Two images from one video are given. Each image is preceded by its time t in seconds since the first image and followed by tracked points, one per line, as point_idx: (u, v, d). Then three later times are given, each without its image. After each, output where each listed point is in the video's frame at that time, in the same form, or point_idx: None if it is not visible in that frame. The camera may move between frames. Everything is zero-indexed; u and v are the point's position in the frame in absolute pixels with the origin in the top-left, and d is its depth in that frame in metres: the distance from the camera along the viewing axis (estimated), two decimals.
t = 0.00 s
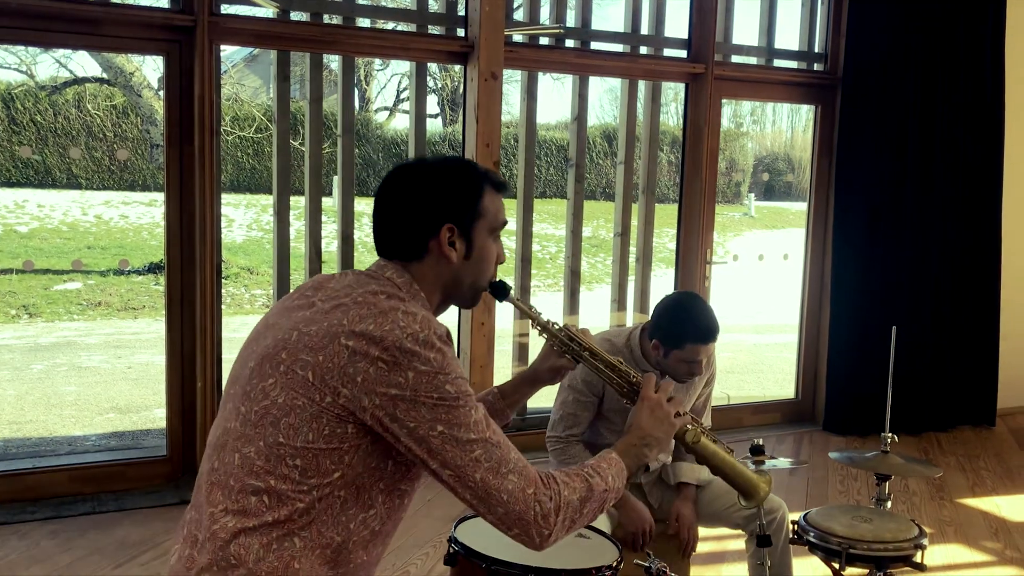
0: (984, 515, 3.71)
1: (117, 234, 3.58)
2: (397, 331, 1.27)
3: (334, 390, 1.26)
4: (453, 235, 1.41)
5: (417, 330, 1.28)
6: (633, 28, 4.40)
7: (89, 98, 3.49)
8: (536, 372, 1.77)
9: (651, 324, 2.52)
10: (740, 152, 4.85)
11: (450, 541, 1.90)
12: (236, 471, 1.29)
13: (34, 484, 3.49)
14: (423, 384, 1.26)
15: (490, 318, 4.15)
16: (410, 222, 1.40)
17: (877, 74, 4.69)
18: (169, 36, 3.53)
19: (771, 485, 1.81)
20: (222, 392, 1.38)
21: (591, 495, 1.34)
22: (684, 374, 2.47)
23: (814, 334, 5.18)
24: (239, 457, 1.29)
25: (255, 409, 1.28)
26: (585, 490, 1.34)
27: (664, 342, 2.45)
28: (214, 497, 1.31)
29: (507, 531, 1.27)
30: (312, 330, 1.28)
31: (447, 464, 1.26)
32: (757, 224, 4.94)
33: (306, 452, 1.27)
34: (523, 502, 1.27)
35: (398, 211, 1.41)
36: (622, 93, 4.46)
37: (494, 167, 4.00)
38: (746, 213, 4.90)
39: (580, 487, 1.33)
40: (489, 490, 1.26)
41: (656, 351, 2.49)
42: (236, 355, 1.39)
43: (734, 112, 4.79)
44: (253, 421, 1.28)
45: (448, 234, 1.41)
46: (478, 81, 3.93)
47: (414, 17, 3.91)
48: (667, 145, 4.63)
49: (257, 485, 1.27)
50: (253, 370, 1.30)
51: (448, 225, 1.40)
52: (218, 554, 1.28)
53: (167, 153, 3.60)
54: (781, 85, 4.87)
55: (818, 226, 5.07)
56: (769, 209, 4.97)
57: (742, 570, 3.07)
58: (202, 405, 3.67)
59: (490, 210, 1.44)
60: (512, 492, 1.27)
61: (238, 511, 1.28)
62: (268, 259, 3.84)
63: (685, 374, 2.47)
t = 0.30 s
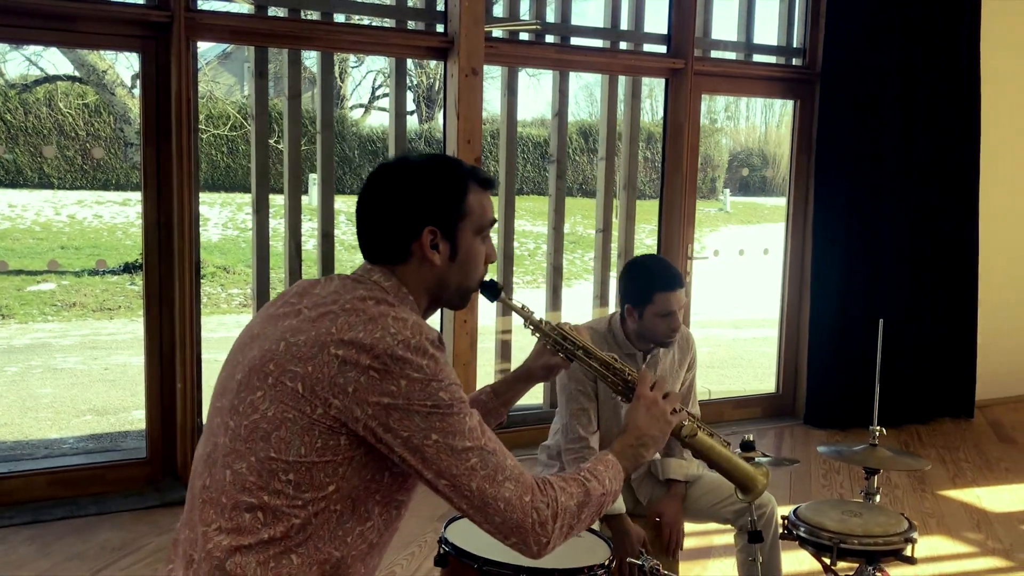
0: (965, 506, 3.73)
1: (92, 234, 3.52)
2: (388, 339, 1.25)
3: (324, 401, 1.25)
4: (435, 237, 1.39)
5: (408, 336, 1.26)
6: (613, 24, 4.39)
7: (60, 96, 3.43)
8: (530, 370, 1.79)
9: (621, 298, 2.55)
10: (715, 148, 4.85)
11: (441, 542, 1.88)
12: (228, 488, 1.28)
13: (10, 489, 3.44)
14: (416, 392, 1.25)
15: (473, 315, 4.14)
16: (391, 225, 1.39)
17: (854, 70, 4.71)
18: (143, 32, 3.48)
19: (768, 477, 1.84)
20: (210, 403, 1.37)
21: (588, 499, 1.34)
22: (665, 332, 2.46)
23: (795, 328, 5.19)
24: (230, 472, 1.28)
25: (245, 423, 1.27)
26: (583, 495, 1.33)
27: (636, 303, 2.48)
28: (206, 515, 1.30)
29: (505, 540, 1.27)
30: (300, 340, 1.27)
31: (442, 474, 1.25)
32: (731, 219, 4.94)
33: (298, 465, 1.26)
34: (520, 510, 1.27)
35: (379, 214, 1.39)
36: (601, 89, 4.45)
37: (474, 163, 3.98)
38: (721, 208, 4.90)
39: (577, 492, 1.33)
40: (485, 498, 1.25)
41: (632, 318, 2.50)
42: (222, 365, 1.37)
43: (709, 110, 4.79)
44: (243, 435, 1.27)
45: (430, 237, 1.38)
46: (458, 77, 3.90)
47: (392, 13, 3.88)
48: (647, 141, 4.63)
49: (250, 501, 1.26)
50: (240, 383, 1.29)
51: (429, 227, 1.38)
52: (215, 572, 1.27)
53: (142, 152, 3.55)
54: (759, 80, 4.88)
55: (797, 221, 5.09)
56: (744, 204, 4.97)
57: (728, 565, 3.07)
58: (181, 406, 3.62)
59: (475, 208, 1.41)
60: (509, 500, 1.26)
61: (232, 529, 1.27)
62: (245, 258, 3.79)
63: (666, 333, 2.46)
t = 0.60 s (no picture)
0: (935, 499, 3.78)
1: (51, 238, 3.44)
2: (372, 351, 1.24)
3: (308, 417, 1.23)
4: (413, 250, 1.37)
5: (393, 348, 1.25)
6: (581, 22, 4.38)
7: (16, 97, 3.35)
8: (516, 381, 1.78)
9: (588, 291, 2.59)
10: (678, 146, 4.84)
11: (422, 549, 1.86)
12: (211, 510, 1.25)
13: None
14: (403, 404, 1.23)
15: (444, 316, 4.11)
16: (369, 238, 1.36)
17: (820, 67, 4.75)
18: (104, 32, 3.41)
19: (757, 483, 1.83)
20: (190, 426, 1.34)
21: (580, 509, 1.33)
22: (635, 306, 2.48)
23: (764, 324, 5.22)
24: (214, 493, 1.25)
25: (228, 443, 1.25)
26: (574, 505, 1.33)
27: (602, 283, 2.52)
28: (190, 538, 1.26)
29: (497, 553, 1.26)
30: (282, 356, 1.25)
31: (432, 487, 1.24)
32: (695, 216, 4.94)
33: (283, 484, 1.24)
34: (512, 522, 1.26)
35: (355, 228, 1.37)
36: (571, 88, 4.44)
37: (445, 163, 3.95)
38: (686, 206, 4.89)
39: (568, 502, 1.32)
40: (477, 511, 1.24)
41: (601, 299, 2.53)
42: (202, 388, 1.35)
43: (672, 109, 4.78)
44: (226, 455, 1.25)
45: (409, 249, 1.36)
46: (428, 75, 3.86)
47: (360, 12, 3.84)
48: (616, 140, 4.63)
49: (235, 522, 1.24)
50: (221, 402, 1.27)
51: (407, 239, 1.36)
52: None
53: (102, 154, 3.48)
54: (726, 78, 4.90)
55: (766, 218, 5.12)
56: (709, 202, 4.98)
57: (705, 564, 3.08)
58: (149, 412, 3.56)
59: (454, 219, 1.39)
60: (501, 511, 1.25)
61: (217, 552, 1.24)
62: (208, 260, 3.72)
63: (635, 308, 2.48)
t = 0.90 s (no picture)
0: (900, 490, 3.82)
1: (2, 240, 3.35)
2: (352, 357, 1.22)
3: (286, 424, 1.21)
4: (387, 242, 1.34)
5: (373, 353, 1.23)
6: (544, 20, 4.37)
7: None
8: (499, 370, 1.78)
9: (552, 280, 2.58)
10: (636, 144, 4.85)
11: (400, 551, 1.82)
12: (189, 514, 1.23)
13: None
14: (382, 412, 1.21)
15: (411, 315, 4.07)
16: (343, 230, 1.34)
17: (781, 64, 4.79)
18: (58, 29, 3.33)
19: (738, 470, 1.83)
20: (164, 424, 1.32)
21: (558, 516, 1.32)
22: (597, 286, 2.46)
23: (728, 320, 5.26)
24: (191, 498, 1.23)
25: (204, 448, 1.23)
26: (553, 512, 1.32)
27: (563, 268, 2.51)
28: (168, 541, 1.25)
29: (475, 562, 1.25)
30: (258, 360, 1.22)
31: (410, 496, 1.22)
32: (654, 213, 4.93)
33: (261, 491, 1.22)
34: (490, 531, 1.25)
35: (330, 220, 1.35)
36: (535, 85, 4.43)
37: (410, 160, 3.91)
38: (643, 202, 4.88)
39: (547, 509, 1.31)
40: (455, 520, 1.23)
41: (565, 284, 2.52)
42: (176, 382, 1.32)
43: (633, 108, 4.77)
44: (203, 460, 1.23)
45: (381, 241, 1.34)
46: (391, 73, 3.82)
47: (322, 8, 3.80)
48: (581, 138, 4.61)
49: (214, 528, 1.22)
50: (197, 404, 1.24)
51: (380, 231, 1.33)
52: None
53: (55, 155, 3.40)
54: (689, 75, 4.92)
55: (729, 214, 5.15)
56: (667, 199, 4.97)
57: (676, 558, 3.08)
58: (109, 417, 3.48)
59: (433, 209, 1.36)
60: (479, 521, 1.24)
61: (199, 555, 1.22)
62: (165, 261, 3.65)
63: (597, 287, 2.47)
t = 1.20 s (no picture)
0: (865, 484, 3.87)
1: None
2: (335, 370, 1.19)
3: (269, 440, 1.19)
4: (371, 252, 1.32)
5: (357, 366, 1.21)
6: (510, 17, 4.36)
7: None
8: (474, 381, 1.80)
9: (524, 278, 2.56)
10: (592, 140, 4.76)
11: (376, 555, 1.81)
12: (168, 536, 1.20)
13: None
14: (368, 425, 1.19)
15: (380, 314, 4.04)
16: (325, 241, 1.32)
17: (746, 63, 4.82)
18: (13, 25, 3.25)
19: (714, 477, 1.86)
20: (138, 441, 1.29)
21: (547, 524, 1.31)
22: (569, 280, 2.46)
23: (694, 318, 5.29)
24: (169, 519, 1.20)
25: (183, 467, 1.20)
26: (541, 519, 1.31)
27: (536, 263, 2.50)
28: (145, 565, 1.21)
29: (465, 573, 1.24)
30: (238, 375, 1.20)
31: (398, 508, 1.21)
32: (615, 211, 4.90)
33: (244, 510, 1.19)
34: (481, 541, 1.24)
35: (311, 230, 1.32)
36: (501, 82, 4.42)
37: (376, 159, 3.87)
38: (605, 202, 4.85)
39: (536, 517, 1.30)
40: (444, 532, 1.22)
41: (538, 279, 2.51)
42: (149, 401, 1.29)
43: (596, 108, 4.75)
44: (181, 479, 1.20)
45: (366, 252, 1.32)
46: (357, 70, 3.78)
47: (286, 5, 3.75)
48: (548, 137, 4.61)
49: (193, 550, 1.19)
50: (174, 422, 1.21)
51: (364, 242, 1.32)
52: None
53: (10, 154, 3.33)
54: (655, 74, 4.94)
55: (694, 213, 5.19)
56: (629, 197, 4.95)
57: (647, 556, 3.09)
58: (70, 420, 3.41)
59: (416, 217, 1.34)
60: (469, 531, 1.23)
61: None
62: (123, 261, 3.57)
63: (572, 279, 2.47)
